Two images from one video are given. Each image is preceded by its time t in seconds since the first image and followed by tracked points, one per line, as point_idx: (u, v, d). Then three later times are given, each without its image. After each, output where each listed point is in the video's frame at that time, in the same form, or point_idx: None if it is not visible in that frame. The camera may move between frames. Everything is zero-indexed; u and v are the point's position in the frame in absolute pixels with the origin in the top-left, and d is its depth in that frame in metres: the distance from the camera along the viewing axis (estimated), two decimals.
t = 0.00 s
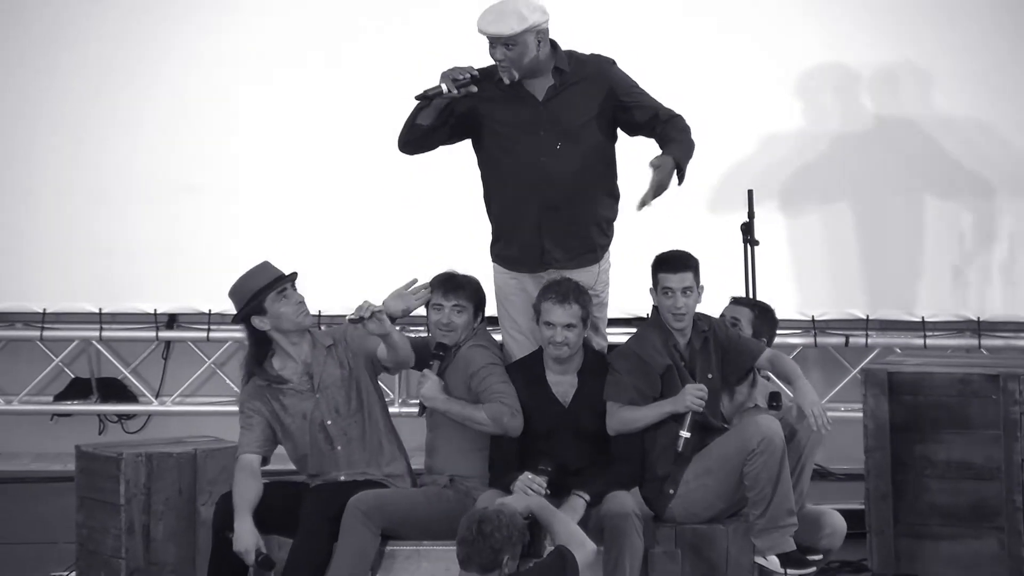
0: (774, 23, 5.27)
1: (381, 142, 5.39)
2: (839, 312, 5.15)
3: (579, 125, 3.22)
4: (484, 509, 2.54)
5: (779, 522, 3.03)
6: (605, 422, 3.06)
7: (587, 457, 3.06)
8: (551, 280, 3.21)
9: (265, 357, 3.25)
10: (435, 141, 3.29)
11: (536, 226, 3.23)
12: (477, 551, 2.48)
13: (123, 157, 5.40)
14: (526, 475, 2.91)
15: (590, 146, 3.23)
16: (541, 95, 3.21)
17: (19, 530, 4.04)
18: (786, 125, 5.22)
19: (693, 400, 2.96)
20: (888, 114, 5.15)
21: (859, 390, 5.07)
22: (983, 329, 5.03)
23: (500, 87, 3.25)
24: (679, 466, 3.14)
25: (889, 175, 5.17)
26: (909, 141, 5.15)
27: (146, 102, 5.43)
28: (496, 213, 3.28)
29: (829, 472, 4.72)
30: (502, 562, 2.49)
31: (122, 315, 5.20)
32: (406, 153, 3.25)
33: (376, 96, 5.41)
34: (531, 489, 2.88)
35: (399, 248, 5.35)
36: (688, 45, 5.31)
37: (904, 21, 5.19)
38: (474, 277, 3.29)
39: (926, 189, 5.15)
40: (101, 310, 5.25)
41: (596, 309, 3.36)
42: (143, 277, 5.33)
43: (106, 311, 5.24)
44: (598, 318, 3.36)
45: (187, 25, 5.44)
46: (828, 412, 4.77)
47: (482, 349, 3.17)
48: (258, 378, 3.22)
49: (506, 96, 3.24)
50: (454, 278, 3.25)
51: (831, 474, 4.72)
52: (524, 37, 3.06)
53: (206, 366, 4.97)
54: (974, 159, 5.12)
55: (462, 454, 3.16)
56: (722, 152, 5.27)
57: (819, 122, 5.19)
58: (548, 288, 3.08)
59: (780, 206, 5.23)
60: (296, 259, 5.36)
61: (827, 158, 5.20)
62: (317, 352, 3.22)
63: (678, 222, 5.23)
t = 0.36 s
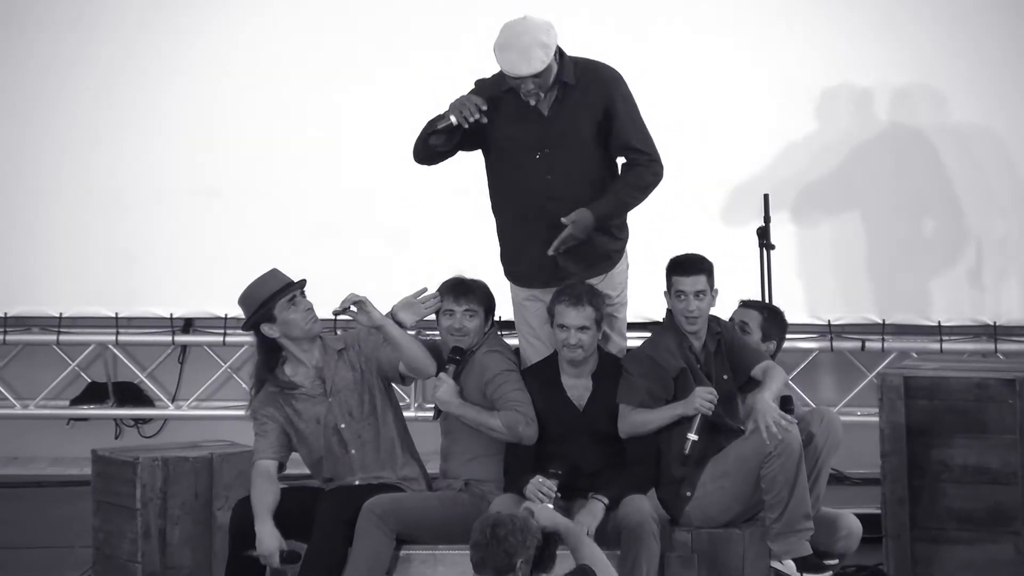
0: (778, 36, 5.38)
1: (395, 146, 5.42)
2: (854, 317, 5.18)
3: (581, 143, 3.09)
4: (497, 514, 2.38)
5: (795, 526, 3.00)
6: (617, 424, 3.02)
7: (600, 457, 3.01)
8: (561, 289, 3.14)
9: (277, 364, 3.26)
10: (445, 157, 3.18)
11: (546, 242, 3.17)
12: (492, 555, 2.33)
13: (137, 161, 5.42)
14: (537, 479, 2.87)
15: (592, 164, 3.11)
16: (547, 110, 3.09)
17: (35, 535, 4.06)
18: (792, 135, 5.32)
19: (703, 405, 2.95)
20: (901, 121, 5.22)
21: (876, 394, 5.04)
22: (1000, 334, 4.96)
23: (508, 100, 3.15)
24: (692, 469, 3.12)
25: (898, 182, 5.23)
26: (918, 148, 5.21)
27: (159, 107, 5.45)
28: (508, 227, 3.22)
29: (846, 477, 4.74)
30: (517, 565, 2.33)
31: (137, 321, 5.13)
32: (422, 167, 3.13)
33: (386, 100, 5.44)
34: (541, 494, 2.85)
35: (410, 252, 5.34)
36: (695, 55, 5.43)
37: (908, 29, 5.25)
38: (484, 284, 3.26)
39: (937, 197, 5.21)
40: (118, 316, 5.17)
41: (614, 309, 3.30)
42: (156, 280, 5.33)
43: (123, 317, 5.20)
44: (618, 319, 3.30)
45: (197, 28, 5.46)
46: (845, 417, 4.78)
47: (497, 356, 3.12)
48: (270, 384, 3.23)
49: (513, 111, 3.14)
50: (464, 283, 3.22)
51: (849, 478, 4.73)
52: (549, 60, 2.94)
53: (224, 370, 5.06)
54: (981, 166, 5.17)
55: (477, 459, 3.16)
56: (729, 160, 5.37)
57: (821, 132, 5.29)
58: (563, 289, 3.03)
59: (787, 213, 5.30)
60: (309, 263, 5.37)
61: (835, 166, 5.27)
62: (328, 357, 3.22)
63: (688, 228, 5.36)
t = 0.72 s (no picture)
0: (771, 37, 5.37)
1: (393, 151, 5.42)
2: (848, 323, 5.18)
3: (587, 155, 3.13)
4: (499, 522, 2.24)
5: (793, 533, 3.01)
6: (614, 437, 3.01)
7: (594, 465, 3.00)
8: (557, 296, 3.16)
9: (273, 371, 3.27)
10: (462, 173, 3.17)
11: (541, 248, 3.18)
12: (490, 562, 2.18)
13: (134, 167, 5.42)
14: (540, 491, 2.91)
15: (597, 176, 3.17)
16: (550, 124, 3.12)
17: (32, 542, 4.06)
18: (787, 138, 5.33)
19: (699, 409, 3.00)
20: (900, 128, 5.25)
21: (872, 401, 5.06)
22: (996, 340, 5.12)
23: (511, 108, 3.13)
24: (692, 477, 3.14)
25: (896, 190, 5.23)
26: (916, 156, 5.22)
27: (156, 114, 5.45)
28: (500, 231, 3.22)
29: (843, 483, 4.75)
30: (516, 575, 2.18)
31: (134, 326, 5.27)
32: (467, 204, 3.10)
33: (383, 107, 5.45)
34: (545, 507, 2.88)
35: (408, 258, 5.35)
36: (691, 58, 5.42)
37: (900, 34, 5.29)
38: (479, 288, 3.26)
39: (935, 204, 5.21)
40: (115, 321, 5.29)
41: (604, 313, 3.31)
42: (154, 286, 5.34)
43: (122, 323, 5.28)
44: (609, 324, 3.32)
45: (194, 35, 5.47)
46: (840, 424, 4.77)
47: (495, 362, 3.13)
48: (265, 390, 3.23)
49: (515, 119, 3.13)
50: (460, 289, 3.22)
51: (845, 484, 4.74)
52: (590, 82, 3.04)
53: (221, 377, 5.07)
54: (976, 174, 5.19)
55: (473, 466, 3.15)
56: (730, 165, 5.35)
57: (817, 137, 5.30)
58: (556, 298, 3.03)
59: (784, 219, 5.29)
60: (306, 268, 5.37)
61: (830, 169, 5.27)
62: (321, 364, 3.21)
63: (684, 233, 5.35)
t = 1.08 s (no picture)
0: (763, 48, 5.49)
1: (392, 151, 5.52)
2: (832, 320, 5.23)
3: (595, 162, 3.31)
4: (490, 517, 2.38)
5: (778, 523, 3.10)
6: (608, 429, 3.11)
7: (585, 458, 3.10)
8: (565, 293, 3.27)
9: (278, 364, 3.33)
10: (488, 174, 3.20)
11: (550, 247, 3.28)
12: (480, 555, 2.32)
13: (139, 167, 5.53)
14: (545, 489, 3.00)
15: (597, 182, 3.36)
16: (571, 129, 3.22)
17: (38, 531, 4.18)
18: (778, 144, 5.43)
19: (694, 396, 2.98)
20: (888, 130, 5.35)
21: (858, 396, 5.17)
22: (977, 336, 5.09)
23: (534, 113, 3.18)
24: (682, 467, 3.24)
25: (882, 188, 5.32)
26: (902, 155, 5.31)
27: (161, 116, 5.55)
28: (502, 229, 3.27)
29: (828, 476, 4.87)
30: (503, 568, 2.32)
31: (141, 322, 5.29)
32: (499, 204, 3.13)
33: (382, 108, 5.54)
34: (548, 505, 2.96)
35: (405, 256, 5.45)
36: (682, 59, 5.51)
37: (888, 43, 5.40)
38: (467, 286, 3.35)
39: (920, 203, 5.29)
40: (122, 318, 5.33)
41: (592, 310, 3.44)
42: (158, 283, 5.44)
43: (128, 318, 5.33)
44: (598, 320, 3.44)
45: (196, 39, 5.57)
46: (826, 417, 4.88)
47: (487, 360, 3.22)
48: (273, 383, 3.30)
49: (537, 120, 3.19)
50: (454, 288, 3.31)
51: (830, 477, 4.86)
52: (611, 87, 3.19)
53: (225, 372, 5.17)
54: (957, 175, 5.28)
55: (469, 459, 3.25)
56: (725, 164, 5.44)
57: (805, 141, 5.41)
58: (547, 297, 3.11)
59: (775, 221, 5.38)
60: (305, 263, 5.49)
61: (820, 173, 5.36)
62: (331, 354, 3.32)
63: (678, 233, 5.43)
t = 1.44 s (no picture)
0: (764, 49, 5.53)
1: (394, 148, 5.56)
2: (828, 314, 5.29)
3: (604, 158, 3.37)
4: (483, 510, 2.47)
5: (774, 513, 3.22)
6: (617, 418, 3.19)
7: (586, 451, 3.17)
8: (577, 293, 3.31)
9: (283, 359, 3.40)
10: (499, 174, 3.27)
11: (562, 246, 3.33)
12: (474, 547, 2.40)
13: (144, 165, 5.58)
14: (543, 480, 3.07)
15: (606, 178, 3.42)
16: (577, 125, 3.30)
17: (48, 523, 4.25)
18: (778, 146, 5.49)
19: (706, 361, 3.19)
20: (885, 129, 5.41)
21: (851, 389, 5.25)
22: (968, 331, 5.21)
23: (539, 112, 3.26)
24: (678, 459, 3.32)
25: (879, 186, 5.37)
26: (898, 155, 5.37)
27: (165, 114, 5.60)
28: (513, 228, 3.35)
29: (823, 467, 4.96)
30: (497, 559, 2.41)
31: (149, 317, 5.37)
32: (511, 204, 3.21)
33: (384, 107, 5.58)
34: (547, 496, 3.03)
35: (408, 253, 5.50)
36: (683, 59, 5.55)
37: (888, 45, 5.46)
38: (465, 282, 3.39)
39: (916, 202, 5.35)
40: (130, 312, 5.39)
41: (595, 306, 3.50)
42: (163, 279, 5.50)
43: (135, 313, 5.41)
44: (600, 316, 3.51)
45: (199, 39, 5.60)
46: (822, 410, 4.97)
47: (489, 357, 3.26)
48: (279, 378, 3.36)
49: (542, 120, 3.26)
50: (453, 284, 3.35)
51: (825, 468, 4.95)
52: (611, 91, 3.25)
53: (230, 366, 5.23)
54: (951, 175, 5.34)
55: (471, 453, 3.30)
56: (728, 158, 5.50)
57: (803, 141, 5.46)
58: (547, 294, 3.17)
59: (774, 218, 5.43)
60: (309, 259, 5.53)
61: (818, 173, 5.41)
62: (336, 349, 3.39)
63: (678, 232, 5.49)
